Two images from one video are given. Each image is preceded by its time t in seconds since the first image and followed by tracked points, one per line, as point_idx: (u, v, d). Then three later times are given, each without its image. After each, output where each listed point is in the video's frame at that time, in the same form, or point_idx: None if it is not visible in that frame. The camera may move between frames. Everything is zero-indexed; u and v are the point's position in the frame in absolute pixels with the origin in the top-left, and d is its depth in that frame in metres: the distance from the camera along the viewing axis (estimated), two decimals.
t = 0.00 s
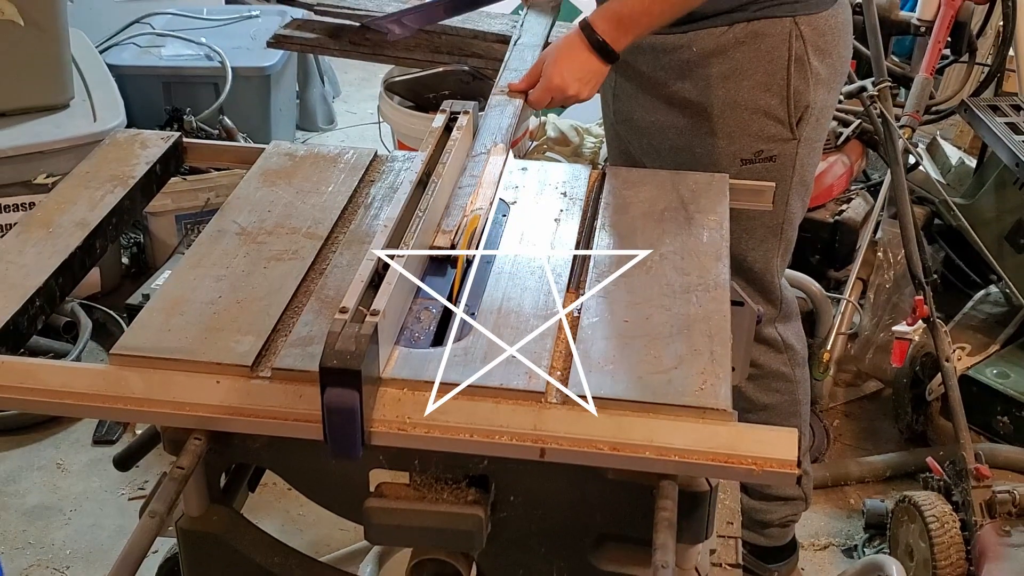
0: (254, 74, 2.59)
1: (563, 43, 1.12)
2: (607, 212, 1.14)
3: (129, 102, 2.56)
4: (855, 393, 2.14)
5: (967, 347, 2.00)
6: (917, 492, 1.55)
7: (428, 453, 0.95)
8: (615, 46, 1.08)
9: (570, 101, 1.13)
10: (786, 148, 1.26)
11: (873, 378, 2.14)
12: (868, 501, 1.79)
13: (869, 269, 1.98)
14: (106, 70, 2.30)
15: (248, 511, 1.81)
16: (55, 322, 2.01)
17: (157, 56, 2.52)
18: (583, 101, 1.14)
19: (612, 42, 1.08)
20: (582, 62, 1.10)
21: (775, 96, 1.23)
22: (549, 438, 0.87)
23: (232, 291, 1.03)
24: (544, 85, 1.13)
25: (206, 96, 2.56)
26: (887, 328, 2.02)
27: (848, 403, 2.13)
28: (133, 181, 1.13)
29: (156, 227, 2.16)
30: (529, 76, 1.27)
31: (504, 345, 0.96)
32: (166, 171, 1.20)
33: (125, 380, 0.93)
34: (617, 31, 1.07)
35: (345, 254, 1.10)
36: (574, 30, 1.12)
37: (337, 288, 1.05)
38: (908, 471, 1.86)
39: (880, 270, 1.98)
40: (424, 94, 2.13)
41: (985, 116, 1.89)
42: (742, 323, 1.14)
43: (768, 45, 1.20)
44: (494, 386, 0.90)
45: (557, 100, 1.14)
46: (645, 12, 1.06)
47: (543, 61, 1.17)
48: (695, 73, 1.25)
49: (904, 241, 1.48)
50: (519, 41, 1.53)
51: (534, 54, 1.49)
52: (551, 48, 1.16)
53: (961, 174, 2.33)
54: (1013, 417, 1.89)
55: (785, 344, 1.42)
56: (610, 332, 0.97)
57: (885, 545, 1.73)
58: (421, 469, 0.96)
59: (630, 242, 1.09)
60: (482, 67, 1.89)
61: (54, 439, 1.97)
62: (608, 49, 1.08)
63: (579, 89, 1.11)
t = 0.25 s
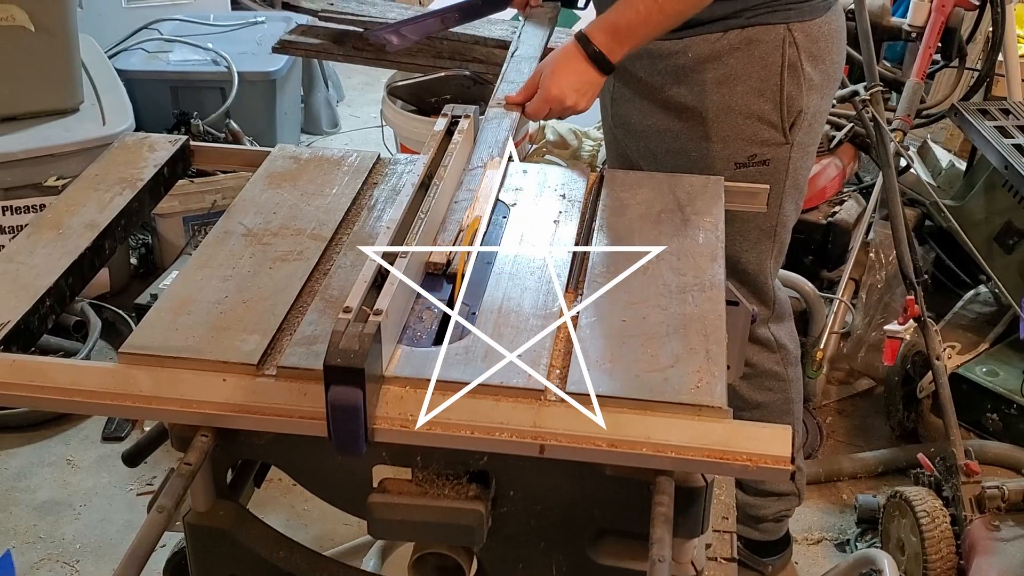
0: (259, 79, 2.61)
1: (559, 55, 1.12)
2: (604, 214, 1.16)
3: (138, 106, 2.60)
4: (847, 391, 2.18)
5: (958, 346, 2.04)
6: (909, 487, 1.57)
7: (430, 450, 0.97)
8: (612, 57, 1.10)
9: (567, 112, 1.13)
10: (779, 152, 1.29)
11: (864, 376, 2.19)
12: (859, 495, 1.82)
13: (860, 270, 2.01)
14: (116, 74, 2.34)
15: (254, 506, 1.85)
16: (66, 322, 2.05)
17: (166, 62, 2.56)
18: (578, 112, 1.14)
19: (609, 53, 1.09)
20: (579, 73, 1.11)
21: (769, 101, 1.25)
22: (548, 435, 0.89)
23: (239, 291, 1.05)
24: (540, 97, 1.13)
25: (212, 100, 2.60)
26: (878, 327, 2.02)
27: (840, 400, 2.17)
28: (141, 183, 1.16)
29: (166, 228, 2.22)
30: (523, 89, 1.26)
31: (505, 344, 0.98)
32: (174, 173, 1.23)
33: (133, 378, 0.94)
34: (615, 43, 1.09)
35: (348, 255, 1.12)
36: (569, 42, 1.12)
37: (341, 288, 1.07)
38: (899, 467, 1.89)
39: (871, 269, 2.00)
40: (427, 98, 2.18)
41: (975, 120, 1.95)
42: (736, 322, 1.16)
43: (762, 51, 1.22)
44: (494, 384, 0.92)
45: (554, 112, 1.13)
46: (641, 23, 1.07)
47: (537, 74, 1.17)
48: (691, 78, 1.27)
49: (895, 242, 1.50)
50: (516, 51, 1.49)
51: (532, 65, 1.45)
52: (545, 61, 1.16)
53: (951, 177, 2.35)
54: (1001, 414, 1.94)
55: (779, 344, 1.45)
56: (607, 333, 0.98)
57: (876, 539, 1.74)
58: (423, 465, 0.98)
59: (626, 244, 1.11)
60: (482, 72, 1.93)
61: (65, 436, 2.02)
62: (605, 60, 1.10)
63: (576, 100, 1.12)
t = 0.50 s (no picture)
0: (265, 83, 2.65)
1: (556, 68, 1.14)
2: (602, 216, 1.19)
3: (146, 109, 2.63)
4: (840, 388, 2.22)
5: (947, 344, 2.08)
6: (900, 483, 1.62)
7: (431, 446, 0.98)
8: (608, 68, 1.12)
9: (566, 124, 1.15)
10: (774, 156, 1.31)
11: (856, 374, 2.23)
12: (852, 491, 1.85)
13: (853, 270, 2.06)
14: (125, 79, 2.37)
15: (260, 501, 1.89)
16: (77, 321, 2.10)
17: (173, 67, 2.59)
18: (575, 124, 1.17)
19: (604, 65, 1.12)
20: (577, 86, 1.13)
21: (763, 106, 1.27)
22: (547, 431, 0.91)
23: (245, 291, 1.07)
24: (539, 110, 1.15)
25: (219, 104, 2.64)
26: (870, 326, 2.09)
27: (833, 398, 2.20)
28: (149, 185, 1.19)
29: (173, 229, 2.26)
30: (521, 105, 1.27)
31: (505, 343, 1.00)
32: (182, 176, 1.26)
33: (142, 376, 0.96)
34: (610, 54, 1.10)
35: (352, 256, 1.14)
36: (565, 55, 1.14)
37: (345, 288, 1.09)
38: (890, 464, 1.93)
39: (864, 270, 2.06)
40: (428, 102, 2.25)
41: (965, 124, 2.03)
42: (731, 322, 1.18)
43: (757, 58, 1.24)
44: (494, 382, 0.94)
45: (552, 125, 1.15)
46: (636, 34, 1.10)
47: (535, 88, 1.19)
48: (687, 84, 1.29)
49: (885, 242, 1.52)
50: (513, 66, 1.48)
51: (529, 80, 1.45)
52: (542, 75, 1.18)
53: (942, 180, 2.45)
54: (991, 412, 1.97)
55: (773, 344, 1.47)
56: (605, 332, 1.00)
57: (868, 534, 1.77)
58: (424, 462, 0.99)
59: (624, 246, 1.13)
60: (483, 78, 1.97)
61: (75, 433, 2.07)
62: (601, 71, 1.12)
63: (574, 112, 1.14)
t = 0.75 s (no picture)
0: (271, 88, 2.70)
1: (564, 56, 1.16)
2: (599, 217, 1.21)
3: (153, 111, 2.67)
4: (833, 386, 2.26)
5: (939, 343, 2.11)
6: (891, 478, 1.64)
7: (434, 442, 1.01)
8: (616, 60, 1.14)
9: (569, 109, 1.17)
10: (770, 162, 1.34)
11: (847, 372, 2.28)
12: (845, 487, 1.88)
13: (845, 270, 2.08)
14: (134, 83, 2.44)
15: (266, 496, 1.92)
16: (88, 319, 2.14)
17: (181, 71, 2.63)
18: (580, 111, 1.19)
19: (612, 54, 1.13)
20: (581, 71, 1.15)
21: (759, 113, 1.29)
22: (546, 427, 0.93)
23: (251, 291, 1.10)
24: (542, 92, 1.18)
25: (226, 109, 2.68)
26: (863, 325, 2.10)
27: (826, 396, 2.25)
28: (158, 188, 1.22)
29: (180, 230, 2.30)
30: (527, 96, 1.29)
31: (506, 342, 1.02)
32: (189, 178, 1.29)
33: (150, 374, 0.98)
34: (618, 45, 1.13)
35: (356, 256, 1.17)
36: (574, 44, 1.17)
37: (349, 288, 1.11)
38: (882, 459, 1.97)
39: (855, 270, 2.08)
40: (432, 107, 2.29)
41: (954, 128, 2.11)
42: (726, 322, 1.20)
43: (752, 65, 1.27)
44: (495, 379, 0.96)
45: (556, 108, 1.17)
46: (646, 26, 1.11)
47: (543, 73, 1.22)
48: (684, 91, 1.32)
49: (878, 244, 1.54)
50: (512, 74, 1.48)
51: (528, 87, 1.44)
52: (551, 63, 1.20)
53: (932, 183, 2.49)
54: (980, 408, 2.02)
55: (769, 344, 1.50)
56: (605, 330, 1.03)
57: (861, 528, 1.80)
58: (427, 457, 1.01)
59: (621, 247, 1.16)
60: (485, 83, 2.00)
61: (84, 430, 2.10)
62: (608, 61, 1.14)
63: (576, 98, 1.16)
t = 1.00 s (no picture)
0: (277, 93, 2.74)
1: (557, 61, 1.16)
2: (598, 219, 1.24)
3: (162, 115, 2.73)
4: (825, 383, 2.31)
5: (927, 342, 2.18)
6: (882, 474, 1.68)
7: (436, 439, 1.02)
8: (610, 67, 1.14)
9: (563, 114, 1.17)
10: (767, 167, 1.36)
11: (840, 370, 2.33)
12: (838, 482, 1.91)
13: (837, 271, 2.14)
14: (142, 88, 2.54)
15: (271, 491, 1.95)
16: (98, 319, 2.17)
17: (189, 77, 2.70)
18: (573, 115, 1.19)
19: (605, 62, 1.14)
20: (575, 78, 1.15)
21: (756, 119, 1.32)
22: (546, 425, 0.95)
23: (257, 291, 1.12)
24: (536, 98, 1.18)
25: (233, 112, 2.73)
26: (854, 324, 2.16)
27: (819, 393, 2.29)
28: (166, 191, 1.25)
29: (188, 232, 2.33)
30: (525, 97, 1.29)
31: (505, 341, 1.04)
32: (197, 181, 1.32)
33: (158, 372, 1.01)
34: (611, 52, 1.13)
35: (361, 257, 1.19)
36: (568, 50, 1.17)
37: (353, 287, 1.14)
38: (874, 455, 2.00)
39: (847, 271, 2.14)
40: (433, 111, 2.34)
41: (944, 132, 2.17)
42: (721, 322, 1.22)
43: (750, 72, 1.29)
44: (496, 376, 0.98)
45: (549, 113, 1.18)
46: (637, 35, 1.12)
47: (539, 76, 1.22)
48: (682, 98, 1.34)
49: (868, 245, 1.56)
50: (511, 81, 1.51)
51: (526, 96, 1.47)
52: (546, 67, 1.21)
53: (922, 185, 2.55)
54: (968, 405, 2.03)
55: (765, 346, 1.52)
56: (604, 328, 1.05)
57: (852, 523, 1.85)
58: (428, 454, 1.03)
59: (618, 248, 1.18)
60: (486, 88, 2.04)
61: (94, 427, 2.13)
62: (602, 68, 1.14)
63: (569, 103, 1.17)
